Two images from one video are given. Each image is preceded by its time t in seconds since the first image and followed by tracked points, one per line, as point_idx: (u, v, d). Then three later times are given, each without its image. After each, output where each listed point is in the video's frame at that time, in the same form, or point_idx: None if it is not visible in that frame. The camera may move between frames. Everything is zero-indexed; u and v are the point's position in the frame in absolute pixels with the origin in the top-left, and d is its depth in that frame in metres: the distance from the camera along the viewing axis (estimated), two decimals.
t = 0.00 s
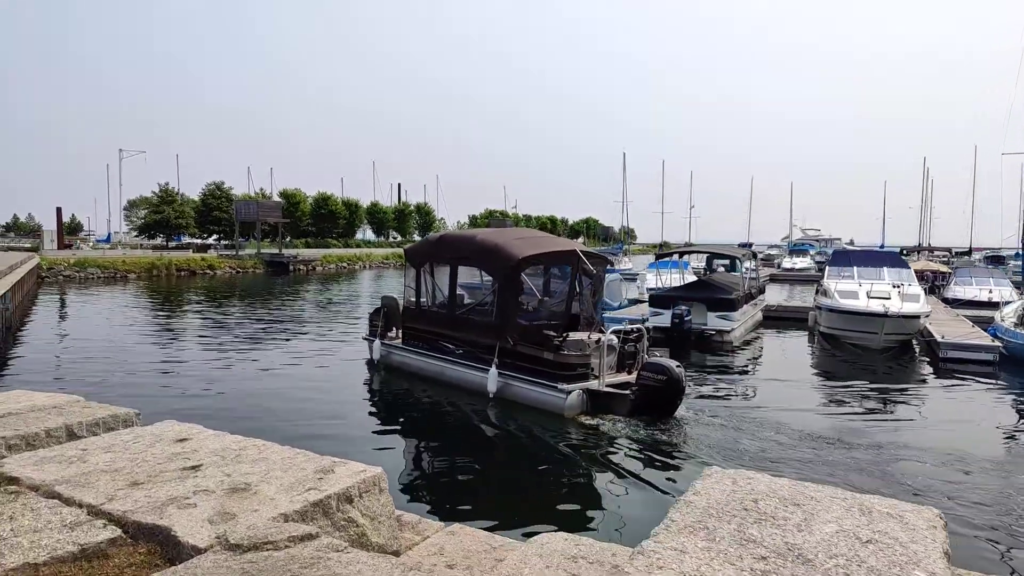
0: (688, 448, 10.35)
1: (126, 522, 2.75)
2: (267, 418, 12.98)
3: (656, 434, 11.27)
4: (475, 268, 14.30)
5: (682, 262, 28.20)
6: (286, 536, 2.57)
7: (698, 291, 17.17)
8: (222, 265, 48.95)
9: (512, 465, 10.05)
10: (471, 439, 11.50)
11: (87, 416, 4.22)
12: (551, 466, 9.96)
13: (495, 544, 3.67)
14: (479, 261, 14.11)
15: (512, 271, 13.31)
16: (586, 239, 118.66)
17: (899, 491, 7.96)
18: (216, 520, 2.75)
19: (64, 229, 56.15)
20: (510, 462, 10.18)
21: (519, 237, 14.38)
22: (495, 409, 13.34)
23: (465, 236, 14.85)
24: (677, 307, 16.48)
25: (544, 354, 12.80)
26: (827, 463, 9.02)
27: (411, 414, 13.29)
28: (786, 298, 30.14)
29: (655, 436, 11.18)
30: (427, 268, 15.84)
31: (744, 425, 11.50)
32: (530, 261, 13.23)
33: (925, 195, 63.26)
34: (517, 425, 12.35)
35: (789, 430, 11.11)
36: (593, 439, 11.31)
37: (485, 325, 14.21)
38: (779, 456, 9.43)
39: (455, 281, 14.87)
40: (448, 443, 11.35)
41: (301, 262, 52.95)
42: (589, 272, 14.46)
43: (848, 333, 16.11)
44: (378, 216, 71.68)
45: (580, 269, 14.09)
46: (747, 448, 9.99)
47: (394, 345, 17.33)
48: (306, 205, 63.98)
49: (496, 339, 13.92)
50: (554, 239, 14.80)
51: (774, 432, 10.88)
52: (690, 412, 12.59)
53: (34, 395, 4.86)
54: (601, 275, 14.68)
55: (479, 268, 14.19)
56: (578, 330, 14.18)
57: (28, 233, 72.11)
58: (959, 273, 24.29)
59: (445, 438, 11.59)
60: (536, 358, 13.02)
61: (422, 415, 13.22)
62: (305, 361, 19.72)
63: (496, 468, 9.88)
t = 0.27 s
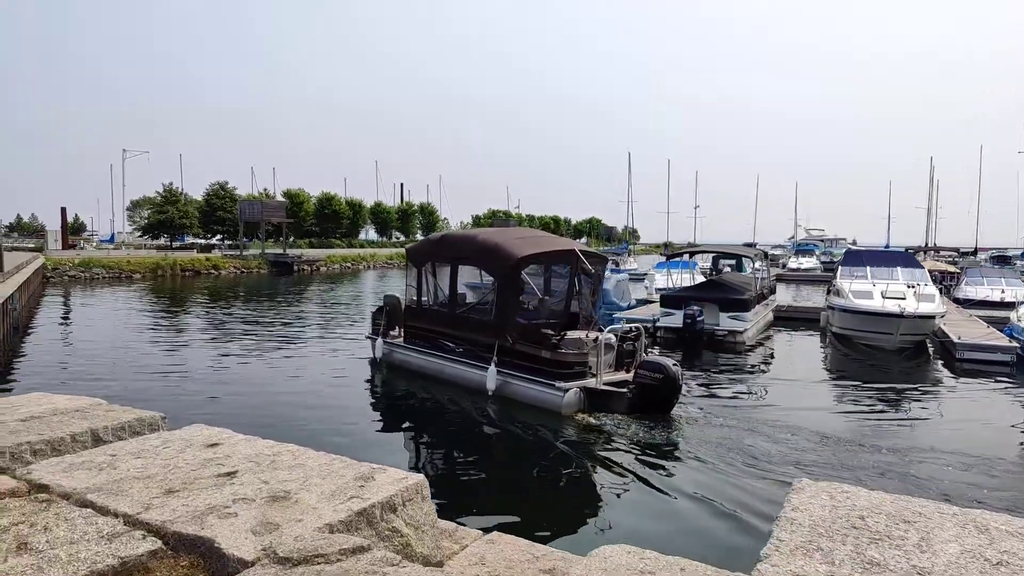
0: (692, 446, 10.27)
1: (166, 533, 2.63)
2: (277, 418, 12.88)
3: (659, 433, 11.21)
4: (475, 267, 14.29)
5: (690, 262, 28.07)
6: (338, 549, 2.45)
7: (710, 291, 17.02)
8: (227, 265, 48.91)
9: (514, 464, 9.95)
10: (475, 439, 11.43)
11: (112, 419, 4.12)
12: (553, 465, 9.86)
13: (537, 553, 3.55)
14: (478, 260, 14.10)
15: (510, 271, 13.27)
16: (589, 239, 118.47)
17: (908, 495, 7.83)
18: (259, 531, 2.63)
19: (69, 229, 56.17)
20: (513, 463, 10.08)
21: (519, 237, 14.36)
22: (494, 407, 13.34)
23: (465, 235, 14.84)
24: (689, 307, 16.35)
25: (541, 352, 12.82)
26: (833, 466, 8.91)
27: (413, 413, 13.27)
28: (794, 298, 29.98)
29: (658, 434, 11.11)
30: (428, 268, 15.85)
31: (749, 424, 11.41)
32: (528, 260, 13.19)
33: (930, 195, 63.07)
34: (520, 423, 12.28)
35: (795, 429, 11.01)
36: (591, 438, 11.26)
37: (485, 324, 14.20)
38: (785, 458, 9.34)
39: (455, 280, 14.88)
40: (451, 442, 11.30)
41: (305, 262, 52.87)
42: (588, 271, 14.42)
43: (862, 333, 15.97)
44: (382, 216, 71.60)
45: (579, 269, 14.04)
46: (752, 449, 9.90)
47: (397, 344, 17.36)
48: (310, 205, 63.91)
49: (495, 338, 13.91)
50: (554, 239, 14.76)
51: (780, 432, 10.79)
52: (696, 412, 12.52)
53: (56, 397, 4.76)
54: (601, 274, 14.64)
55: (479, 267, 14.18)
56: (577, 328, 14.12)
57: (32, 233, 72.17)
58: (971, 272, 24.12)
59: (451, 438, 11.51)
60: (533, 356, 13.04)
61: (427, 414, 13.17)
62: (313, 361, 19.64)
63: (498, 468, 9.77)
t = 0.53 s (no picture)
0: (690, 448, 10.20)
1: (205, 552, 2.51)
2: (286, 419, 12.78)
3: (658, 434, 11.15)
4: (474, 268, 14.32)
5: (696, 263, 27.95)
6: (389, 571, 2.33)
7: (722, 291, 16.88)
8: (230, 265, 48.84)
9: (513, 464, 9.94)
10: (478, 439, 11.37)
11: (135, 428, 4.01)
12: (551, 466, 9.79)
13: (578, 567, 3.43)
14: (476, 261, 14.13)
15: (508, 272, 13.28)
16: (592, 239, 118.33)
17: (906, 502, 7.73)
18: (303, 550, 2.51)
19: (72, 229, 56.13)
20: (513, 463, 9.99)
21: (517, 237, 14.35)
22: (493, 407, 13.34)
23: (465, 236, 14.89)
24: (700, 308, 16.23)
25: (538, 352, 12.85)
26: (833, 472, 8.82)
27: (415, 412, 13.24)
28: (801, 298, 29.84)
29: (657, 436, 11.04)
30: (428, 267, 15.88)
31: (749, 428, 11.32)
32: (526, 262, 13.19)
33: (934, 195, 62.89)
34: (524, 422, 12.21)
35: (796, 433, 10.92)
36: (589, 439, 11.24)
37: (483, 324, 14.26)
38: (785, 462, 9.26)
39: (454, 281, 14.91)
40: (454, 442, 11.24)
41: (308, 262, 52.79)
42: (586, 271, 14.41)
43: (875, 334, 15.85)
44: (384, 217, 71.52)
45: (577, 269, 14.04)
46: (751, 452, 9.83)
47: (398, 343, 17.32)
48: (313, 205, 63.82)
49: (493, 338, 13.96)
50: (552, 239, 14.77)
51: (781, 436, 10.71)
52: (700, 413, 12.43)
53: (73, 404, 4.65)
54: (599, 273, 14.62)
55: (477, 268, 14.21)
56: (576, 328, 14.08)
57: (35, 233, 72.17)
58: (981, 273, 23.98)
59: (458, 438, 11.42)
60: (530, 356, 13.07)
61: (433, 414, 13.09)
62: (319, 362, 19.53)
63: (497, 469, 9.68)
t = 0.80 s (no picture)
0: (690, 447, 10.07)
1: (242, 563, 2.36)
2: (294, 418, 12.65)
3: (658, 433, 11.03)
4: (470, 266, 14.31)
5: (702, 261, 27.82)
6: None
7: (731, 289, 16.72)
8: (233, 265, 48.73)
9: (511, 461, 9.95)
10: (479, 438, 11.30)
11: (155, 429, 3.87)
12: (551, 466, 9.65)
13: (620, 574, 3.28)
14: (473, 259, 14.12)
15: (504, 270, 13.26)
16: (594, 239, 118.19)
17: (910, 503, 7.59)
18: (345, 561, 2.36)
19: (75, 229, 56.02)
20: (514, 464, 9.87)
21: (513, 235, 14.33)
22: (490, 403, 13.35)
23: (461, 233, 14.86)
24: (711, 307, 16.08)
25: (533, 349, 12.87)
26: (835, 470, 8.68)
27: (415, 410, 13.22)
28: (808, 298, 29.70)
29: (658, 434, 10.91)
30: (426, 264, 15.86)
31: (750, 426, 11.19)
32: (522, 260, 13.16)
33: (938, 193, 62.75)
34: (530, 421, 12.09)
35: (798, 430, 10.79)
36: (586, 436, 11.22)
37: (480, 321, 14.26)
38: (787, 460, 9.12)
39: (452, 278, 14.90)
40: (454, 441, 11.19)
41: (311, 262, 52.69)
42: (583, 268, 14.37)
43: (888, 334, 15.72)
44: (387, 216, 71.43)
45: (574, 266, 14.00)
46: (753, 450, 9.69)
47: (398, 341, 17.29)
48: (315, 205, 63.73)
49: (490, 334, 13.98)
50: (550, 236, 14.72)
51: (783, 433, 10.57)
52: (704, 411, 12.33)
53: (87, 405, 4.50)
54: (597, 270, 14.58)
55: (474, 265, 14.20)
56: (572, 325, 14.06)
57: (37, 233, 72.07)
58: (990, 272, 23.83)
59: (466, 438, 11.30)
60: (526, 353, 13.08)
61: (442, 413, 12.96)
62: (324, 361, 19.41)
63: (497, 471, 9.56)
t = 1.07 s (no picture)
0: (693, 449, 9.87)
1: None
2: (302, 418, 12.48)
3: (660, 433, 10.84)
4: (470, 265, 14.20)
5: (709, 261, 27.65)
6: None
7: (742, 289, 16.54)
8: (236, 264, 48.61)
9: (509, 459, 9.90)
10: (480, 437, 11.17)
11: (178, 440, 3.70)
12: (552, 468, 9.46)
13: None
14: (471, 258, 14.04)
15: (502, 269, 13.17)
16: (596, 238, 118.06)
17: (919, 506, 7.40)
18: None
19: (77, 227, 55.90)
20: (515, 465, 9.68)
21: (512, 234, 14.24)
22: (487, 402, 13.27)
23: (461, 233, 14.74)
24: (723, 308, 15.89)
25: (530, 347, 12.79)
26: (842, 472, 8.48)
27: (414, 408, 13.11)
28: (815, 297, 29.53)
29: (659, 435, 10.72)
30: (425, 264, 15.78)
31: (755, 427, 10.99)
32: (520, 259, 13.07)
33: (943, 193, 62.63)
34: (537, 422, 11.92)
35: (803, 432, 10.60)
36: (584, 436, 11.12)
37: (478, 320, 14.18)
38: (792, 462, 8.92)
39: (450, 278, 14.82)
40: (454, 439, 11.06)
41: (314, 261, 52.57)
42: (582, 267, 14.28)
43: (902, 334, 15.58)
44: (390, 215, 71.33)
45: (572, 266, 13.91)
46: (757, 451, 9.49)
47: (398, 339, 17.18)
48: (318, 203, 63.63)
49: (488, 334, 13.89)
50: (549, 236, 14.64)
51: (787, 435, 10.37)
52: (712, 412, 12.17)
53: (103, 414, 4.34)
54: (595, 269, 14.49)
55: (472, 265, 14.12)
56: (571, 324, 13.96)
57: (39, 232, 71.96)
58: (1001, 272, 23.65)
59: (474, 438, 11.13)
60: (523, 351, 13.01)
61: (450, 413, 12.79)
62: (330, 360, 19.25)
63: (496, 472, 9.37)
